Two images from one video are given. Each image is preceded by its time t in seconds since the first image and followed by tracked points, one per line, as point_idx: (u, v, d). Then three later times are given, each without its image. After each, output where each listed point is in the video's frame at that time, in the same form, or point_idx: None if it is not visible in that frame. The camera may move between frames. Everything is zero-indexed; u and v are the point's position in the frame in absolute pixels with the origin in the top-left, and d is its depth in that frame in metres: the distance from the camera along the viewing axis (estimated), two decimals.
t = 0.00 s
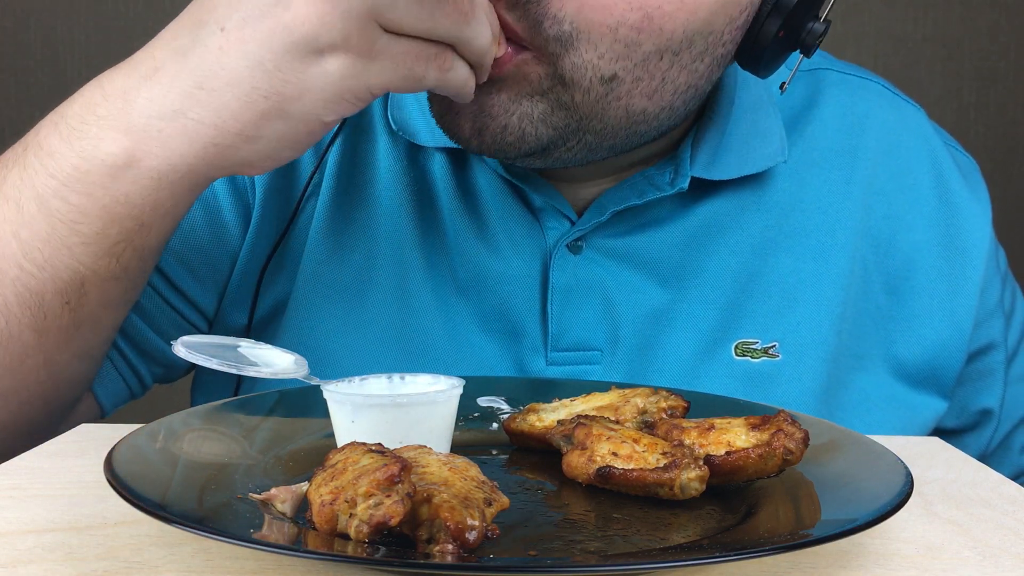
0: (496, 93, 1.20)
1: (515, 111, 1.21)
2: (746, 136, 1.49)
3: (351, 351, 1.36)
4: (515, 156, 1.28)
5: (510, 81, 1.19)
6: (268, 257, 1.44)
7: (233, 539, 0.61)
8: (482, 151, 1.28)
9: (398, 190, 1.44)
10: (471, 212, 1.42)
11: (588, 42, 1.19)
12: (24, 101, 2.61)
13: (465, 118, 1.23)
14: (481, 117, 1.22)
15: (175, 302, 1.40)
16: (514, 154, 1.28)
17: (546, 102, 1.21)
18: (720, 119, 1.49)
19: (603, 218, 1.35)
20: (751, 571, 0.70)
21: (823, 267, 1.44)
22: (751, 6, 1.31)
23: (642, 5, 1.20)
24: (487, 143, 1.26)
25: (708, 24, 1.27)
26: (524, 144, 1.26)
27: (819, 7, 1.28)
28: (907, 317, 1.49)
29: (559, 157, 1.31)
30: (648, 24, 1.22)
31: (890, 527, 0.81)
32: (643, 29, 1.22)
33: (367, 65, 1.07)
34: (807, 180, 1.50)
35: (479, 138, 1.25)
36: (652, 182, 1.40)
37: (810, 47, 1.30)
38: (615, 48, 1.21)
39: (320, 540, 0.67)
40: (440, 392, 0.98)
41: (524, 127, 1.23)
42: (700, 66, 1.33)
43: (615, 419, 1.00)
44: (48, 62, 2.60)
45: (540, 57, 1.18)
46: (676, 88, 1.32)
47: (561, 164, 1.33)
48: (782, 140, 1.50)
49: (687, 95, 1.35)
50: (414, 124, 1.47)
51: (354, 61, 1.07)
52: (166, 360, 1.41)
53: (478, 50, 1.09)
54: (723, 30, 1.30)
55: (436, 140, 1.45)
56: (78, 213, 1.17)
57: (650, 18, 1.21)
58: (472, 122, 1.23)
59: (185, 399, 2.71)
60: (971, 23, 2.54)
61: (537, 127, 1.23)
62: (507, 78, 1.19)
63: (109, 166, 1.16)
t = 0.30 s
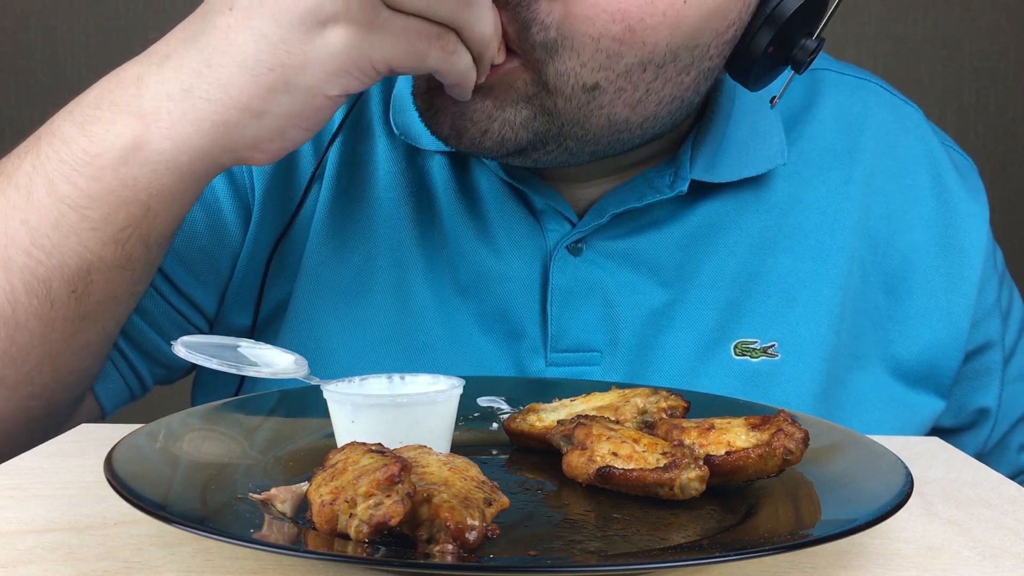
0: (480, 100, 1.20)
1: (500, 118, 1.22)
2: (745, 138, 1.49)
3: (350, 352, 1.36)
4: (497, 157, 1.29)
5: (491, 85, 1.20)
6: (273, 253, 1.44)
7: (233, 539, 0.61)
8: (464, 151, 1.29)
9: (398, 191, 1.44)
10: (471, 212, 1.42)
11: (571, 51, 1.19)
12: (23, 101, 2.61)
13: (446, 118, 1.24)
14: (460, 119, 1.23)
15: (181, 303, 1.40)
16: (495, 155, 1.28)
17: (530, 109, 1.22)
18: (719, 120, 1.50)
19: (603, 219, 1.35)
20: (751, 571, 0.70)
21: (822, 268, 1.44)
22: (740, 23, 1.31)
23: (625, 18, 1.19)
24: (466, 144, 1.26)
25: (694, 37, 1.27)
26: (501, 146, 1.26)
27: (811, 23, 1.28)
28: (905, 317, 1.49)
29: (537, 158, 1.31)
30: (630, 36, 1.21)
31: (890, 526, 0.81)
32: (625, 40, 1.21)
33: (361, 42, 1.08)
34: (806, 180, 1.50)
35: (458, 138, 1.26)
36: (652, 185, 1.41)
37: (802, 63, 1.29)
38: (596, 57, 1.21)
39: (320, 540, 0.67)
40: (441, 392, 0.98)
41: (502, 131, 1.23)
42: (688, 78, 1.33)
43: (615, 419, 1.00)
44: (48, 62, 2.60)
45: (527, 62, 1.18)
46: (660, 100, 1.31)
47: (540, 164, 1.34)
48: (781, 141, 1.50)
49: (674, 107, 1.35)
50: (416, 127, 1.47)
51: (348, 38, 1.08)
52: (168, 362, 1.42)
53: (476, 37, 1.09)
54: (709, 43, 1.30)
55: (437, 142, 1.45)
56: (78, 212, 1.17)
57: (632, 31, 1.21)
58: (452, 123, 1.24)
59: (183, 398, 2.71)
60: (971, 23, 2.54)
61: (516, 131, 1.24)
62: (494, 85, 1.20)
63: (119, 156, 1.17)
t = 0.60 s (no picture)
0: (482, 100, 1.21)
1: (500, 119, 1.22)
2: (745, 138, 1.49)
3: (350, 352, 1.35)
4: (498, 162, 1.30)
5: (494, 88, 1.20)
6: (267, 261, 1.44)
7: (233, 538, 0.61)
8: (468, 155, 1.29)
9: (398, 192, 1.44)
10: (471, 212, 1.43)
11: (570, 60, 1.18)
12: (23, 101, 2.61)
13: (451, 121, 1.25)
14: (465, 122, 1.24)
15: (178, 310, 1.40)
16: (499, 159, 1.29)
17: (528, 113, 1.21)
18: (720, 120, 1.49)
19: (604, 220, 1.35)
20: (751, 571, 0.70)
21: (822, 268, 1.44)
22: (745, 32, 1.32)
23: (624, 28, 1.18)
24: (470, 147, 1.27)
25: (695, 48, 1.27)
26: (504, 151, 1.26)
27: (817, 31, 1.27)
28: (905, 316, 1.49)
29: (541, 164, 1.31)
30: (630, 46, 1.21)
31: (890, 526, 0.81)
32: (625, 51, 1.21)
33: None
34: (806, 180, 1.50)
35: (463, 141, 1.27)
36: (653, 185, 1.40)
37: (807, 70, 1.27)
38: (595, 66, 1.20)
39: (320, 540, 0.67)
40: (440, 392, 0.98)
41: (504, 134, 1.24)
42: (691, 86, 1.33)
43: (615, 419, 1.00)
44: (47, 62, 2.60)
45: (523, 69, 1.17)
46: (664, 107, 1.32)
47: (544, 169, 1.34)
48: (781, 142, 1.50)
49: (677, 114, 1.35)
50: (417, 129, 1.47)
51: None
52: (164, 364, 1.42)
53: None
54: (711, 52, 1.30)
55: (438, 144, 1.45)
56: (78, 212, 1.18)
57: (632, 41, 1.20)
58: (458, 126, 1.25)
59: (182, 399, 2.71)
60: (970, 23, 2.54)
61: (518, 136, 1.24)
62: (492, 83, 1.20)
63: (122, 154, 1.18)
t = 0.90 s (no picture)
0: (496, 101, 1.22)
1: (513, 119, 1.23)
2: (747, 135, 1.48)
3: (350, 349, 1.36)
4: (509, 164, 1.30)
5: (507, 91, 1.21)
6: (267, 260, 1.44)
7: (234, 538, 0.61)
8: (483, 155, 1.31)
9: (399, 191, 1.44)
10: (472, 210, 1.42)
11: (580, 66, 1.18)
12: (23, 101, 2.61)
13: (466, 121, 1.26)
14: (480, 120, 1.25)
15: (178, 310, 1.40)
16: (512, 159, 1.29)
17: (539, 115, 1.22)
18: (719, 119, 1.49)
19: (606, 217, 1.35)
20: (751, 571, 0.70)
21: (822, 266, 1.44)
22: (752, 30, 1.32)
23: (633, 34, 1.18)
24: (486, 145, 1.28)
25: (703, 47, 1.27)
26: (517, 151, 1.27)
27: (823, 25, 1.27)
28: (905, 314, 1.49)
29: (554, 167, 1.32)
30: (638, 52, 1.21)
31: (890, 526, 0.81)
32: (635, 54, 1.21)
33: None
34: (806, 178, 1.50)
35: (478, 140, 1.27)
36: (653, 182, 1.40)
37: (815, 65, 1.28)
38: (606, 71, 1.20)
39: (320, 540, 0.67)
40: (440, 392, 0.98)
41: (518, 134, 1.24)
42: (699, 83, 1.33)
43: (615, 419, 1.00)
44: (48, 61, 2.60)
45: (535, 74, 1.17)
46: (671, 105, 1.32)
47: (557, 172, 1.35)
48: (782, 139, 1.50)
49: (686, 111, 1.36)
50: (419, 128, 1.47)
51: None
52: (166, 365, 1.42)
53: None
54: (719, 52, 1.31)
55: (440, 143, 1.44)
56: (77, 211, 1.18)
57: (641, 45, 1.20)
58: (472, 126, 1.26)
59: (181, 398, 2.71)
60: (971, 23, 2.54)
61: (531, 137, 1.25)
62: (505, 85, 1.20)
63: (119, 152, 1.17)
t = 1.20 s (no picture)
0: (510, 102, 1.19)
1: (528, 121, 1.20)
2: (748, 134, 1.49)
3: (353, 349, 1.36)
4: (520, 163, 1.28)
5: (523, 93, 1.18)
6: (264, 259, 1.44)
7: (235, 538, 0.61)
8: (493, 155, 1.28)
9: (401, 190, 1.44)
10: (474, 209, 1.42)
11: (600, 67, 1.18)
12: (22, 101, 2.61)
13: (478, 123, 1.23)
14: (493, 123, 1.22)
15: (178, 310, 1.40)
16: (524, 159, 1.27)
17: (558, 117, 1.20)
18: (719, 119, 1.50)
19: (609, 216, 1.35)
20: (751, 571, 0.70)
21: (824, 265, 1.44)
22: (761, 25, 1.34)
23: (652, 32, 1.19)
24: (499, 147, 1.25)
25: (715, 45, 1.28)
26: (531, 153, 1.25)
27: (829, 16, 1.27)
28: (907, 314, 1.49)
29: (564, 165, 1.31)
30: (656, 50, 1.22)
31: (890, 526, 0.81)
32: (653, 54, 1.22)
33: None
34: (808, 177, 1.50)
35: (490, 142, 1.25)
36: (655, 180, 1.40)
37: (824, 57, 1.29)
38: (624, 74, 1.21)
39: (320, 540, 0.67)
40: (440, 392, 0.98)
41: (532, 137, 1.22)
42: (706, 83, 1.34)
43: (615, 419, 1.00)
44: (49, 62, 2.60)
45: (555, 77, 1.16)
46: (683, 106, 1.33)
47: (566, 170, 1.33)
48: (784, 136, 1.50)
49: (695, 110, 1.36)
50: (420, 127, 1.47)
51: None
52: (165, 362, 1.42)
53: None
54: (729, 50, 1.31)
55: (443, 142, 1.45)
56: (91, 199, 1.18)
57: (658, 44, 1.22)
58: (484, 128, 1.23)
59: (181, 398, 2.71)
60: (971, 23, 2.54)
61: (546, 140, 1.23)
62: (522, 90, 1.18)
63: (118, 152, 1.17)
